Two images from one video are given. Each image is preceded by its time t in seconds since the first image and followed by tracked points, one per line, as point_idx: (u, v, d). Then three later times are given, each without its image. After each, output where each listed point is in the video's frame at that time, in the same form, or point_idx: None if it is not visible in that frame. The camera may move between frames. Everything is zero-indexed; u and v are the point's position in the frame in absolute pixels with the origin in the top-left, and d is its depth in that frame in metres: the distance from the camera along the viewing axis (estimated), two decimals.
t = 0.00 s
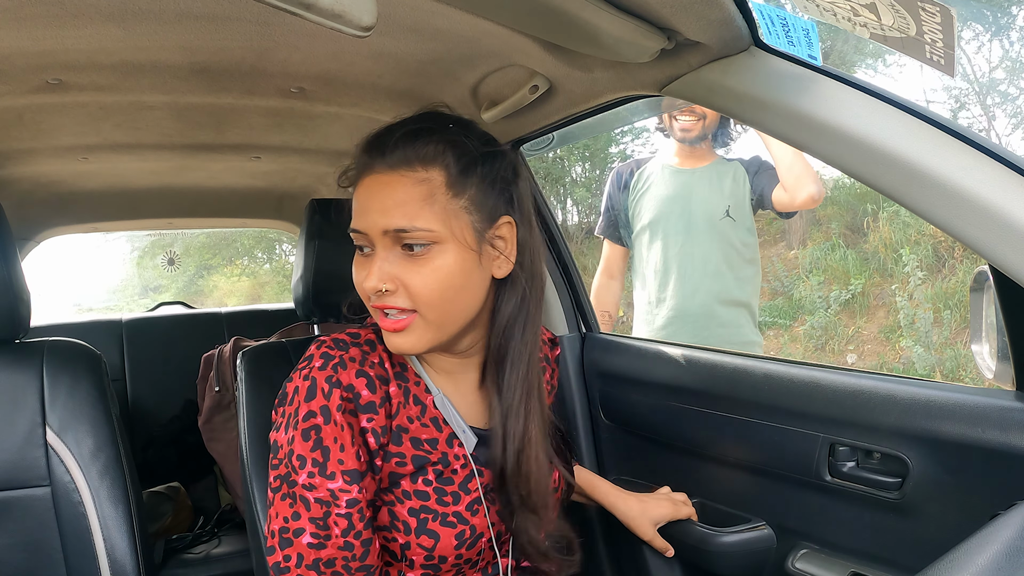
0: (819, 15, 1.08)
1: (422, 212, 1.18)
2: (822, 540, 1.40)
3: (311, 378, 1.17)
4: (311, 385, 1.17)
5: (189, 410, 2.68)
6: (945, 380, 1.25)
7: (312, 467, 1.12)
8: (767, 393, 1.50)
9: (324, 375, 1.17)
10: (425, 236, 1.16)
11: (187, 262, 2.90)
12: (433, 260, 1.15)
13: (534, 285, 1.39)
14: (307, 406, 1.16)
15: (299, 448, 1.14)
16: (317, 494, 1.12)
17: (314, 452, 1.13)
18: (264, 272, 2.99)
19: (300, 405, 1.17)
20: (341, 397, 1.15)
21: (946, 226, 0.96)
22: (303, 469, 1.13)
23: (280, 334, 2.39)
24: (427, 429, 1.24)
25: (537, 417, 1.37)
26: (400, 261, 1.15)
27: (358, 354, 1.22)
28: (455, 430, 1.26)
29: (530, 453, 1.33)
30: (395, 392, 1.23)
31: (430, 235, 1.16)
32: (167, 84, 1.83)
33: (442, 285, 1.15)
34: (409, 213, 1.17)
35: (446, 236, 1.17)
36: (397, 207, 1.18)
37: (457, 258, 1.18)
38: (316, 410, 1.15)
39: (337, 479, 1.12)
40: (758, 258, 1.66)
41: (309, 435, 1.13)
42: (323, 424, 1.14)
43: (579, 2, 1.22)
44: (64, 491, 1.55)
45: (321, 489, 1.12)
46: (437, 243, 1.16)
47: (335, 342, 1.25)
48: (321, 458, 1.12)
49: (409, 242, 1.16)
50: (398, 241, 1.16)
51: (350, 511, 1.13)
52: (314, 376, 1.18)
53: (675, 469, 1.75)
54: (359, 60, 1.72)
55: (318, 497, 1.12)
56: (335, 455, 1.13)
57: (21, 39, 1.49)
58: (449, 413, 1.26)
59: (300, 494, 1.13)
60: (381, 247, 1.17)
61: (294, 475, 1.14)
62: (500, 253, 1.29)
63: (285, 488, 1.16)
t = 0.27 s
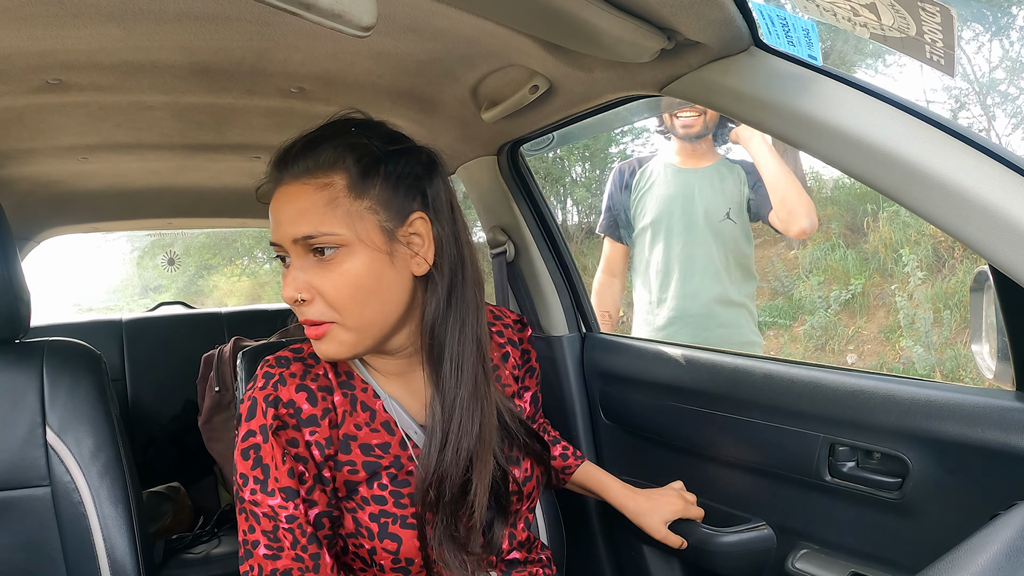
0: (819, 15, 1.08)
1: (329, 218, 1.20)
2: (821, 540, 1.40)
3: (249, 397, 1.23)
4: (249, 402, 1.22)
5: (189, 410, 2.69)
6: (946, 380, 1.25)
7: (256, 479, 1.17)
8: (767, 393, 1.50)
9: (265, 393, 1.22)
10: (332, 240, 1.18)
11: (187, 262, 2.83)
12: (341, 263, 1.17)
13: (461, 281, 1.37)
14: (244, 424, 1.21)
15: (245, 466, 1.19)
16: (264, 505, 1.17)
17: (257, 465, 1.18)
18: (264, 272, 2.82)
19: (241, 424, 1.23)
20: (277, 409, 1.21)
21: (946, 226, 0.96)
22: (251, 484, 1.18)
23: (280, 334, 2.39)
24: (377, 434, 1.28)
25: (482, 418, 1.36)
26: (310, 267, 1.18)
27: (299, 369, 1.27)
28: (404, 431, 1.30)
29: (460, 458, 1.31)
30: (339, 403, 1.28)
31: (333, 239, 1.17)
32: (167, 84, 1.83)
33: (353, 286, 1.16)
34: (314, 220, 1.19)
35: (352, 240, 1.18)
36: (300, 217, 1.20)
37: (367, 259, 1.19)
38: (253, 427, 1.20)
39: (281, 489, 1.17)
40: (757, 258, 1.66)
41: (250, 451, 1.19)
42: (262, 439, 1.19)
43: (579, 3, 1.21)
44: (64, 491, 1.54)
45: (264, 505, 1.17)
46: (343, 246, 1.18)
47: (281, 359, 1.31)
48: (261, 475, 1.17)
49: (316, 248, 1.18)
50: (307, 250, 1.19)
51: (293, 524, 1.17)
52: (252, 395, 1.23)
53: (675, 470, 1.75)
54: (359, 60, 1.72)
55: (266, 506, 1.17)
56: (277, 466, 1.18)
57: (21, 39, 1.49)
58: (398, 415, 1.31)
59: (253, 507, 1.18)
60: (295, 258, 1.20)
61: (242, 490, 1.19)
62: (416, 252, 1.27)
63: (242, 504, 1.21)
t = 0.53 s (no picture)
0: (819, 15, 1.08)
1: (313, 224, 1.23)
2: (822, 540, 1.40)
3: (221, 414, 1.21)
4: (222, 421, 1.20)
5: (189, 410, 2.69)
6: (946, 380, 1.25)
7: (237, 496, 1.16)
8: (767, 393, 1.50)
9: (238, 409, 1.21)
10: (315, 245, 1.21)
11: (186, 261, 2.82)
12: (325, 268, 1.20)
13: (430, 292, 1.46)
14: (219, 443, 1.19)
15: (224, 484, 1.17)
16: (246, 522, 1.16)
17: (238, 481, 1.16)
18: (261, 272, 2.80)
19: (214, 444, 1.20)
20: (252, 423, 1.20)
21: (947, 226, 0.96)
22: (233, 501, 1.16)
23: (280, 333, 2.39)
24: (348, 446, 1.29)
25: (453, 425, 1.41)
26: (291, 271, 1.20)
27: (269, 385, 1.26)
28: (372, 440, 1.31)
29: (437, 463, 1.34)
30: (310, 416, 1.28)
31: (317, 243, 1.21)
32: (167, 84, 1.82)
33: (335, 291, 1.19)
34: (298, 225, 1.22)
35: (335, 244, 1.23)
36: (283, 221, 1.23)
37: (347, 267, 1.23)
38: (230, 443, 1.18)
39: (264, 504, 1.16)
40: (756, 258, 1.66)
41: (229, 468, 1.17)
42: (240, 455, 1.17)
43: (579, 3, 1.21)
44: (64, 491, 1.54)
45: (247, 522, 1.16)
46: (324, 252, 1.22)
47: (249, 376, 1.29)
48: (243, 492, 1.16)
49: (297, 252, 1.21)
50: (288, 254, 1.21)
51: (278, 540, 1.16)
52: (225, 412, 1.21)
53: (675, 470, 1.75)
54: (359, 60, 1.72)
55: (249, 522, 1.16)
56: (258, 480, 1.17)
57: (22, 39, 1.49)
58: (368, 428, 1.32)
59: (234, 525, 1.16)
60: (274, 262, 1.22)
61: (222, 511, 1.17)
62: (391, 258, 1.34)
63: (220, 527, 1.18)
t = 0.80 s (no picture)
0: (819, 15, 1.09)
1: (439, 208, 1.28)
2: (822, 540, 1.40)
3: (231, 452, 1.15)
4: (235, 458, 1.14)
5: (189, 410, 2.69)
6: (946, 380, 1.25)
7: (264, 537, 1.12)
8: (767, 393, 1.50)
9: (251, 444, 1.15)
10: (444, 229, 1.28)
11: (188, 262, 2.89)
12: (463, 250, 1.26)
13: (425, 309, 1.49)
14: (237, 481, 1.14)
15: (252, 524, 1.12)
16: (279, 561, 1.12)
17: (264, 519, 1.12)
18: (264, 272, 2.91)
19: (230, 483, 1.14)
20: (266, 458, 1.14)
21: (946, 227, 0.96)
22: (262, 541, 1.12)
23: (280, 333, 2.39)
24: (360, 468, 1.24)
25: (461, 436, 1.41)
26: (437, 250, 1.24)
27: (277, 412, 1.19)
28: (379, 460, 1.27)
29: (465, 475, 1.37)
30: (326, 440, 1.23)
31: (449, 228, 1.28)
32: (167, 84, 1.82)
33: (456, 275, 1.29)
34: (433, 207, 1.27)
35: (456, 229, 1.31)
36: (415, 204, 1.26)
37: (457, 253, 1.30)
38: (246, 480, 1.13)
39: (293, 540, 1.12)
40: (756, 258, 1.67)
41: (252, 509, 1.12)
42: (258, 492, 1.13)
43: (578, 2, 1.21)
44: (64, 491, 1.54)
45: (275, 557, 1.12)
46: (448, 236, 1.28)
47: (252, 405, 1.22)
48: (265, 526, 1.12)
49: (431, 231, 1.25)
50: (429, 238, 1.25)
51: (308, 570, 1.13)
52: (239, 448, 1.15)
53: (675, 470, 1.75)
54: (359, 60, 1.72)
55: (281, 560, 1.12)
56: (285, 517, 1.13)
57: (22, 40, 1.49)
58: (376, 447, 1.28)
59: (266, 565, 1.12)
60: (409, 241, 1.22)
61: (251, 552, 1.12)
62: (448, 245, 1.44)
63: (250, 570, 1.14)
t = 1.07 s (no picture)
0: (819, 16, 1.10)
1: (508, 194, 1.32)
2: (822, 541, 1.40)
3: (388, 426, 1.04)
4: (378, 433, 1.04)
5: (189, 410, 2.68)
6: (946, 380, 1.25)
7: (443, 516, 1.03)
8: (767, 393, 1.50)
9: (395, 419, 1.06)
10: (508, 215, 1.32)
11: (187, 262, 2.90)
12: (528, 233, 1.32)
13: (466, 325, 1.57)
14: (385, 457, 1.03)
15: (408, 505, 1.02)
16: (464, 545, 1.03)
17: (433, 497, 1.03)
18: (263, 271, 2.99)
19: (363, 460, 1.03)
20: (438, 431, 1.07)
21: (946, 226, 0.96)
22: (427, 525, 1.02)
23: (279, 333, 2.39)
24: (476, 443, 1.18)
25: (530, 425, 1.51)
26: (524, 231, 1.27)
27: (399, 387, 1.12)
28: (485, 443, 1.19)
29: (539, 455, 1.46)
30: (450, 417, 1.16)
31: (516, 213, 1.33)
32: (167, 84, 1.82)
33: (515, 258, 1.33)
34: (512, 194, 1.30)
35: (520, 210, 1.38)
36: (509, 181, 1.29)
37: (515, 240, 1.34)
38: (411, 457, 1.04)
39: (470, 522, 1.04)
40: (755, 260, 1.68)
41: (418, 485, 1.03)
42: (427, 466, 1.04)
43: (578, 2, 1.21)
44: (64, 490, 1.55)
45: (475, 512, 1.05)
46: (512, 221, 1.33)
47: (361, 381, 1.14)
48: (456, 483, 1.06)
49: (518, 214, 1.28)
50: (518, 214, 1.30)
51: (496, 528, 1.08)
52: (382, 425, 1.05)
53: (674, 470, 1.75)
54: (359, 60, 1.72)
55: (473, 544, 1.03)
56: (455, 493, 1.05)
57: (21, 40, 1.49)
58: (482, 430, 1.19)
59: (433, 551, 1.01)
60: (513, 223, 1.25)
61: (411, 537, 1.01)
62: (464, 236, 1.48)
63: (394, 559, 1.02)
